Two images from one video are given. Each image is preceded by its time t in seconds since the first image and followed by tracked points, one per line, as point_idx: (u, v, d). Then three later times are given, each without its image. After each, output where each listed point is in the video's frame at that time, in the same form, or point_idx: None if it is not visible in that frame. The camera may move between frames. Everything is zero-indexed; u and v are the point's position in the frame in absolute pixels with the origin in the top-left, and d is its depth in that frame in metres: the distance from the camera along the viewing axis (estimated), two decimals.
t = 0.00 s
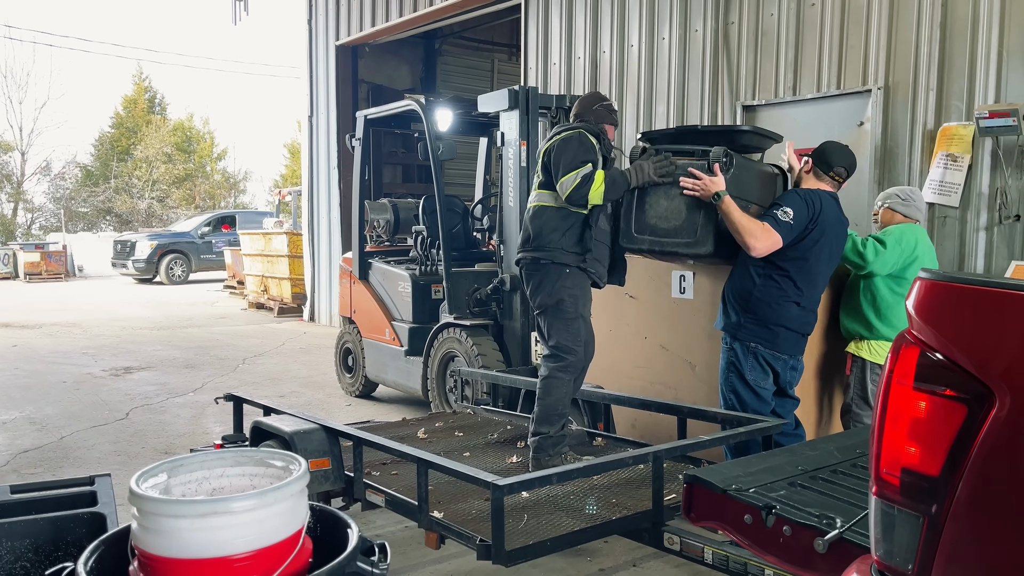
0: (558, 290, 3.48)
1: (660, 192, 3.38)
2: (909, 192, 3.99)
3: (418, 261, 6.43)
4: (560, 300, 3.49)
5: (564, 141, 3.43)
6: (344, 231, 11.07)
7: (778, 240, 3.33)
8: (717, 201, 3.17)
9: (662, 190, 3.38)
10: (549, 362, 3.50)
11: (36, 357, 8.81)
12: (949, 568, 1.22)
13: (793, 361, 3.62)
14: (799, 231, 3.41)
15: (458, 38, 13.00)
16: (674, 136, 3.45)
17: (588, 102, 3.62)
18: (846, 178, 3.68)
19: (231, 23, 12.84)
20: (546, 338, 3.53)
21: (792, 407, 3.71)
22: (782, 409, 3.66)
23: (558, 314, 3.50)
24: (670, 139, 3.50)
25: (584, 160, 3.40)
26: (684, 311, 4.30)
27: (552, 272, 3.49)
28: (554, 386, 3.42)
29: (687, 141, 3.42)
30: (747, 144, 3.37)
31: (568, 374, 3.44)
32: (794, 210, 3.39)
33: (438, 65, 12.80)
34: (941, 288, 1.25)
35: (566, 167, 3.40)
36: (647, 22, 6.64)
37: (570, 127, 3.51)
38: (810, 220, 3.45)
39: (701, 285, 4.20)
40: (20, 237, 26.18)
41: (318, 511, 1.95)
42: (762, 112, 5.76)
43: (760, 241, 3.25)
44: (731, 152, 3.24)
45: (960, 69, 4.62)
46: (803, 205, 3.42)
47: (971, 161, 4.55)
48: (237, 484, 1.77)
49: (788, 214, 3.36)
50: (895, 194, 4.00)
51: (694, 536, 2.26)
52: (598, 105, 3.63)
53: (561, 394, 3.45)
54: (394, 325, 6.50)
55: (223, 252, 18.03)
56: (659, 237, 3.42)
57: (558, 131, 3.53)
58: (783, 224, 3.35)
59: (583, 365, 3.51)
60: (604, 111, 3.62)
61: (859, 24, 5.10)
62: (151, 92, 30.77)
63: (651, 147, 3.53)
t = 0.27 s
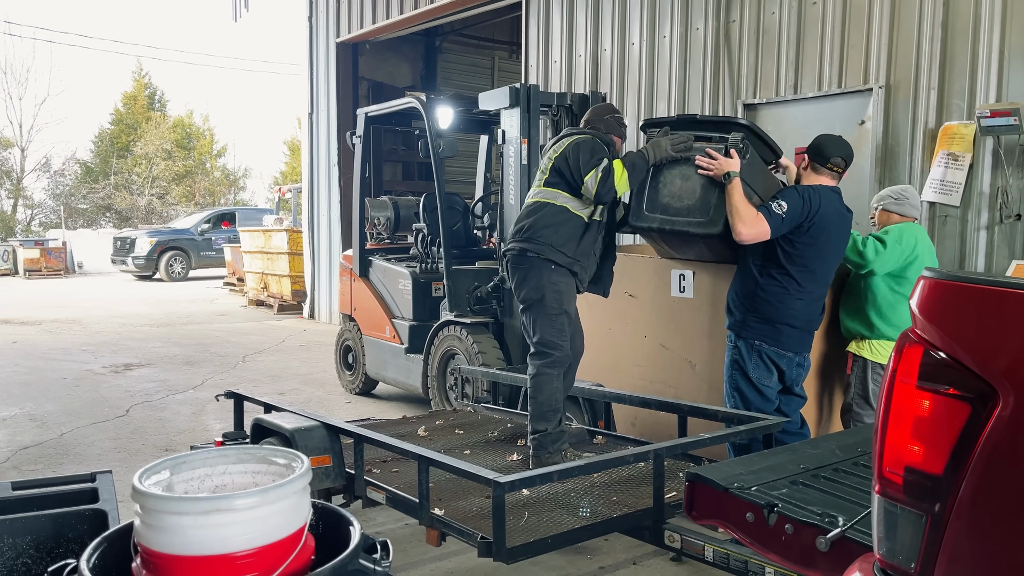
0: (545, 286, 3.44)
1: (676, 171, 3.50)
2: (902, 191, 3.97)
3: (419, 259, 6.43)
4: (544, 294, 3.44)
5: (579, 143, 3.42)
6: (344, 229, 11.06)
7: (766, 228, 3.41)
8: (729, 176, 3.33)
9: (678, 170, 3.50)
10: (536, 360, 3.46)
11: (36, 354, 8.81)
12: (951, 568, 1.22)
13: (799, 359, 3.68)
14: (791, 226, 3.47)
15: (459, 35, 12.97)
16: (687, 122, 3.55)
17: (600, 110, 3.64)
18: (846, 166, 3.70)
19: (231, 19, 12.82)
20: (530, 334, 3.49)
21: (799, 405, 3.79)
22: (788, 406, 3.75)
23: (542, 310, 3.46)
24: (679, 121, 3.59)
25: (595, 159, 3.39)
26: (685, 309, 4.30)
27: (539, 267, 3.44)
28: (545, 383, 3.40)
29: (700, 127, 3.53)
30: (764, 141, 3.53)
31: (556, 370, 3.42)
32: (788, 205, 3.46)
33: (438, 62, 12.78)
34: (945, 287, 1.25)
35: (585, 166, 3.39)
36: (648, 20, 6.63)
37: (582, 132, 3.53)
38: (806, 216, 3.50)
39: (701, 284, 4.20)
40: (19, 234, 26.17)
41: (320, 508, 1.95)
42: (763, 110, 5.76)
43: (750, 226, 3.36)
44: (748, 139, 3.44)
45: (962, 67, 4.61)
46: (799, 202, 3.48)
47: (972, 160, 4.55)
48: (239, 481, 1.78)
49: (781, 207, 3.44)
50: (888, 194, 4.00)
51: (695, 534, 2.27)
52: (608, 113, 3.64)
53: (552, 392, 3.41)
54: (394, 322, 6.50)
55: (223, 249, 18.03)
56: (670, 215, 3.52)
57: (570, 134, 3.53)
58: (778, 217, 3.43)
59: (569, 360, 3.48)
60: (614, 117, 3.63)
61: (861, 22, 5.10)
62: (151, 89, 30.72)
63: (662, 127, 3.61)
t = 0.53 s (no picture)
0: (542, 284, 3.44)
1: (684, 159, 3.57)
2: (892, 193, 4.03)
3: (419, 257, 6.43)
4: (540, 293, 3.44)
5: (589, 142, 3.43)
6: (344, 226, 11.06)
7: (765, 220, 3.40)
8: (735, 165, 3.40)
9: (687, 158, 3.57)
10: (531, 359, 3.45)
11: (36, 351, 8.81)
12: (953, 566, 1.22)
13: (807, 356, 3.69)
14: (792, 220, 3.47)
15: (459, 33, 12.96)
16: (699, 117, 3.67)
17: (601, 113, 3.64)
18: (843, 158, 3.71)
19: (232, 16, 12.80)
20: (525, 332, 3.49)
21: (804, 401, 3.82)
22: (794, 403, 3.78)
23: (538, 308, 3.46)
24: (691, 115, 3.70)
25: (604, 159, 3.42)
26: (685, 307, 4.30)
27: (536, 265, 3.44)
28: (541, 382, 3.40)
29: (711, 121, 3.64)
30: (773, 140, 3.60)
31: (552, 369, 3.41)
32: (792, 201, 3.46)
33: (438, 60, 12.77)
34: (947, 286, 1.25)
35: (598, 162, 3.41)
36: (649, 18, 6.63)
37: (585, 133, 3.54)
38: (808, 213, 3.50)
39: (702, 282, 4.20)
40: (19, 230, 26.16)
41: (323, 506, 1.95)
42: (763, 109, 5.76)
43: (745, 213, 3.35)
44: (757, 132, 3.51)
45: (963, 66, 4.61)
46: (802, 199, 3.48)
47: (973, 160, 4.55)
48: (243, 479, 1.78)
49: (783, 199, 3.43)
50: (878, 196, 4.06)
51: (697, 532, 2.27)
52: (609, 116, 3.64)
53: (550, 391, 3.41)
54: (395, 320, 6.50)
55: (223, 246, 18.02)
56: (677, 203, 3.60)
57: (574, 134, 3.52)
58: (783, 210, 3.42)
59: (564, 358, 3.48)
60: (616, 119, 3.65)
61: (862, 21, 5.10)
62: (151, 86, 30.69)
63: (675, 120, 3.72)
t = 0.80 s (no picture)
0: (542, 281, 3.44)
1: (688, 157, 3.56)
2: (886, 193, 4.09)
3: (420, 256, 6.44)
4: (541, 290, 3.45)
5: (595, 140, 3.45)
6: (344, 225, 11.06)
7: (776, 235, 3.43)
8: (711, 203, 3.39)
9: (691, 156, 3.56)
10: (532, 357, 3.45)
11: (36, 349, 8.81)
12: (957, 565, 1.23)
13: (817, 355, 3.71)
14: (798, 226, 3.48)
15: (460, 32, 12.95)
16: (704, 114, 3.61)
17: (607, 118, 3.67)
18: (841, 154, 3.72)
19: (232, 15, 12.79)
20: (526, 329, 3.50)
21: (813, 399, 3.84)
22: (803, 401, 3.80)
23: (538, 306, 3.46)
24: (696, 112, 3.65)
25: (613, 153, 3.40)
26: (686, 306, 4.31)
27: (537, 261, 3.44)
28: (541, 381, 3.40)
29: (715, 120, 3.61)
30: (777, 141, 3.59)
31: (551, 368, 3.42)
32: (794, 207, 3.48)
33: (439, 59, 12.78)
34: (952, 285, 1.26)
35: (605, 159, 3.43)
36: (651, 17, 6.63)
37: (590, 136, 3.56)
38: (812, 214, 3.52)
39: (703, 282, 4.20)
40: (19, 228, 26.14)
41: (327, 503, 1.96)
42: (764, 109, 5.76)
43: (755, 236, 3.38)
44: (761, 132, 3.49)
45: (964, 66, 4.61)
46: (805, 201, 3.50)
47: (974, 159, 4.55)
48: (247, 476, 1.79)
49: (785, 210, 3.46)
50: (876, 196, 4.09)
51: (698, 530, 2.28)
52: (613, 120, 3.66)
53: (550, 389, 3.42)
54: (396, 319, 6.51)
55: (223, 245, 18.02)
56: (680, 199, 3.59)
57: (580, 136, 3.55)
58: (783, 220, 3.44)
59: (563, 357, 3.48)
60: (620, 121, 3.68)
61: (863, 21, 5.10)
62: (151, 84, 30.66)
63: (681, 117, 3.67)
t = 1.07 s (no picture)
0: (550, 279, 3.45)
1: (682, 167, 3.56)
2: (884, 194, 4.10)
3: (421, 256, 6.44)
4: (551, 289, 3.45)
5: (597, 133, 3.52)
6: (345, 225, 11.06)
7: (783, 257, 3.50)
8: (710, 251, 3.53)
9: (684, 166, 3.56)
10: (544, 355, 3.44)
11: (36, 348, 8.81)
12: (961, 564, 1.23)
13: (820, 356, 3.69)
14: (798, 238, 3.50)
15: (461, 32, 12.96)
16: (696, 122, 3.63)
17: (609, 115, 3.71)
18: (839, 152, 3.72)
19: (233, 14, 12.79)
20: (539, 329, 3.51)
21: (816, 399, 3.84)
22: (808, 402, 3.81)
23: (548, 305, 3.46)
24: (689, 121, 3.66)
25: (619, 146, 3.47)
26: (688, 306, 4.31)
27: (545, 260, 3.45)
28: (552, 377, 3.39)
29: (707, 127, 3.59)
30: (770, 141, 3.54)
31: (563, 365, 3.40)
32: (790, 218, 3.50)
33: (439, 59, 12.79)
34: (956, 284, 1.26)
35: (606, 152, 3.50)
36: (652, 18, 6.63)
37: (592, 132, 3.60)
38: (811, 218, 3.53)
39: (705, 282, 4.21)
40: (19, 228, 26.14)
41: (330, 502, 1.96)
42: (765, 109, 5.76)
43: (764, 268, 3.49)
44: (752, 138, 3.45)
45: (965, 67, 4.62)
46: (803, 206, 3.52)
47: (975, 160, 4.56)
48: (251, 475, 1.79)
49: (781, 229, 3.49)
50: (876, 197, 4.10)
51: (700, 530, 2.28)
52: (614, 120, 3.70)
53: (559, 386, 3.41)
54: (396, 319, 6.51)
55: (223, 245, 18.01)
56: (676, 211, 3.56)
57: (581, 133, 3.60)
58: (779, 240, 3.49)
59: (576, 355, 3.46)
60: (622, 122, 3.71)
61: (864, 21, 5.11)
62: (151, 84, 30.65)
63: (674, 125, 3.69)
